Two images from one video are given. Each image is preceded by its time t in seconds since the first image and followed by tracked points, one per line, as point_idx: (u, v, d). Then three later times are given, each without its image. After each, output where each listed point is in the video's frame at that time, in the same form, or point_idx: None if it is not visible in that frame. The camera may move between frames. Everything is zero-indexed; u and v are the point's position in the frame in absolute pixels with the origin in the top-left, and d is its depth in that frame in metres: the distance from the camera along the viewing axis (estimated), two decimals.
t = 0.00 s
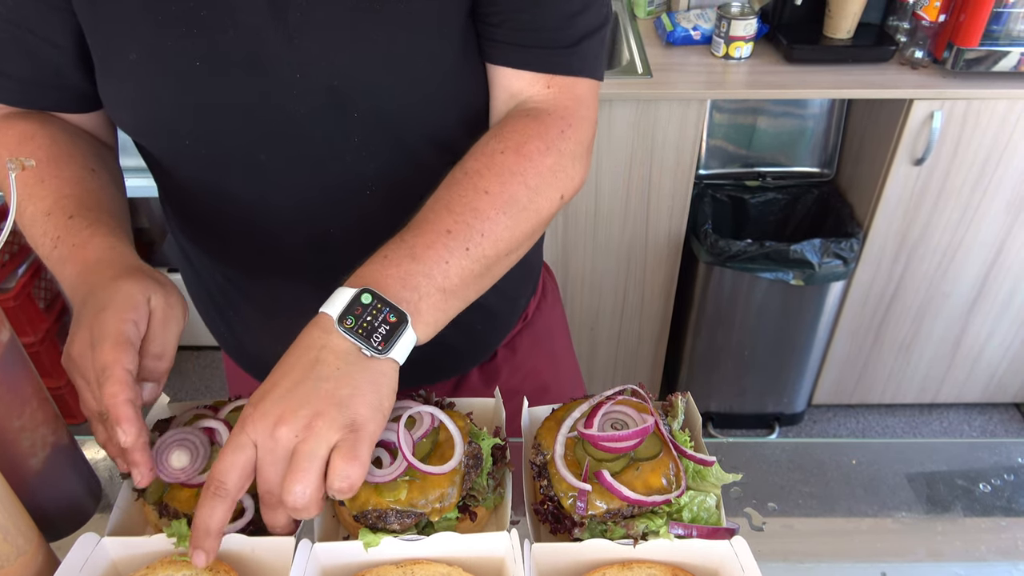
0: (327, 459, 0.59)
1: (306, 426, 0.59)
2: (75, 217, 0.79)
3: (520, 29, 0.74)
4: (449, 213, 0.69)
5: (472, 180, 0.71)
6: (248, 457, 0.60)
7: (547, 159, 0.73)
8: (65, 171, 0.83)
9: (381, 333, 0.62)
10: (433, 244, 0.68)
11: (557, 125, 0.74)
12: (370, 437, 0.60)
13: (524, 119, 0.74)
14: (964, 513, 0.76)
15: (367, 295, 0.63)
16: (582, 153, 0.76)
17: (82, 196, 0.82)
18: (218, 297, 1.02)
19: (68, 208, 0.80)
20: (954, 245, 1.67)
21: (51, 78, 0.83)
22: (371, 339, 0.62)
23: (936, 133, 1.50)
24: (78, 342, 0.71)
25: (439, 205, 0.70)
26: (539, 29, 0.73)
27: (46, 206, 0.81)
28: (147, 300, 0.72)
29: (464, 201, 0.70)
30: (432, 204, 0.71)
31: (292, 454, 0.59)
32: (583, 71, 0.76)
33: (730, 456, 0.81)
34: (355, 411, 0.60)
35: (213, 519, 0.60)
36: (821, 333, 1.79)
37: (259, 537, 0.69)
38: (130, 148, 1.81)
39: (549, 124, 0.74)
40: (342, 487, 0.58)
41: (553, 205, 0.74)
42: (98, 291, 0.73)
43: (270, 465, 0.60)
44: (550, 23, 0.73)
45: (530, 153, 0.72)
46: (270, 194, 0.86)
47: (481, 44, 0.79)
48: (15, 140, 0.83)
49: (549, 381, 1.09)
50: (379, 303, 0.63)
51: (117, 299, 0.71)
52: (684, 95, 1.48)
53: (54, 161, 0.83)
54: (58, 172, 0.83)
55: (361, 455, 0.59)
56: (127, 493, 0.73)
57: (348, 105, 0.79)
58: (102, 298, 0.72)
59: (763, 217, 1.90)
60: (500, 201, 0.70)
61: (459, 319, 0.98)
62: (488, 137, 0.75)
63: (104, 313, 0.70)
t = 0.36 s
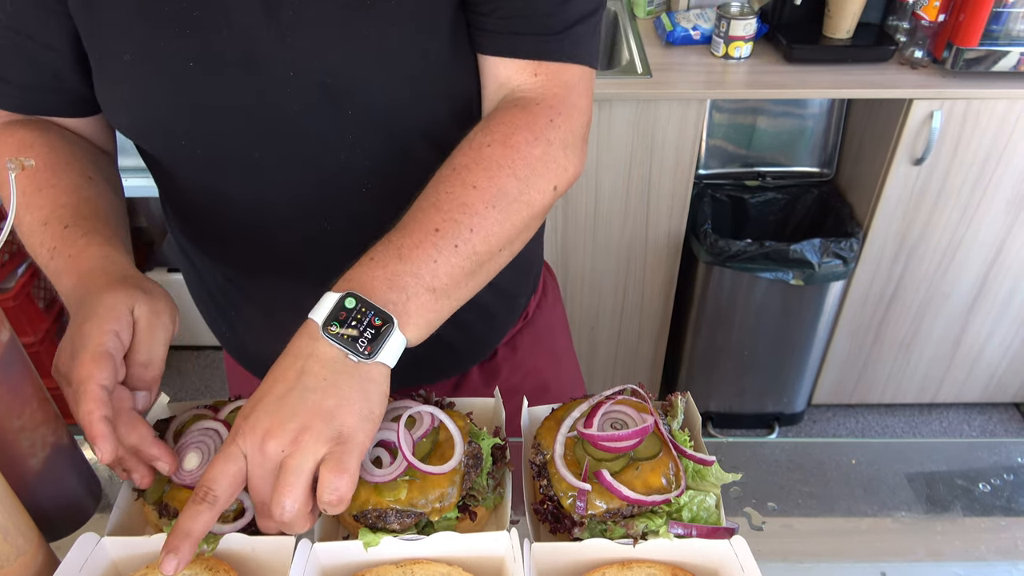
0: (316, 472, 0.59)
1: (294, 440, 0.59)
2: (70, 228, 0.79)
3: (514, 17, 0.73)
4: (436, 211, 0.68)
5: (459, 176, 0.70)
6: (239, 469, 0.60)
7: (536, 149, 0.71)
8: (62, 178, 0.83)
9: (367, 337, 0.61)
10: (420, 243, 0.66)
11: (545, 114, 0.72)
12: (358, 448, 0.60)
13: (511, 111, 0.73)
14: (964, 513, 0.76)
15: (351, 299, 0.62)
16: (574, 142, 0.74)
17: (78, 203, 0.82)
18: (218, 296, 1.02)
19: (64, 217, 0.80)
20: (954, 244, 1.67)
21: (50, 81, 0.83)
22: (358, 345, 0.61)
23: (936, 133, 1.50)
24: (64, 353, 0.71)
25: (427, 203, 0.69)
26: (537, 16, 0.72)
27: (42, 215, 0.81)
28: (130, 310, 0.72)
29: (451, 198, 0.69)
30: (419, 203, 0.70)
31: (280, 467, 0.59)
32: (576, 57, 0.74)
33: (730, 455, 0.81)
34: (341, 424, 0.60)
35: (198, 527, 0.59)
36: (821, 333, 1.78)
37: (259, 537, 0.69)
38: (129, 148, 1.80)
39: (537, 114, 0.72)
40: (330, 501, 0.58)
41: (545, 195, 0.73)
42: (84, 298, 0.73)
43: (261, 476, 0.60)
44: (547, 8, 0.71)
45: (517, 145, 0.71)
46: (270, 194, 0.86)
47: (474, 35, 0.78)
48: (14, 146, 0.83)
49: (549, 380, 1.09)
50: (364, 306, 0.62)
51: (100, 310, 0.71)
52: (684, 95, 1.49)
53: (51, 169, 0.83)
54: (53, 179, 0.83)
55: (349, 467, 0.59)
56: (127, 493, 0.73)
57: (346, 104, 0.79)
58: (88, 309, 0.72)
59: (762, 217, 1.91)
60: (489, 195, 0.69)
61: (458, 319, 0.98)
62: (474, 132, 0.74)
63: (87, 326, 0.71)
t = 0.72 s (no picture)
0: (297, 473, 0.60)
1: (279, 440, 0.60)
2: (68, 218, 0.80)
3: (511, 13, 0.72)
4: (426, 200, 0.67)
5: (450, 165, 0.68)
6: (229, 466, 0.63)
7: (530, 135, 0.69)
8: (56, 173, 0.84)
9: (346, 325, 0.60)
10: (409, 231, 0.65)
11: (539, 100, 0.70)
12: (338, 452, 0.60)
13: (504, 98, 0.71)
14: (963, 512, 0.76)
15: (331, 288, 0.62)
16: (574, 130, 0.71)
17: (77, 197, 0.83)
18: (217, 297, 1.01)
19: (62, 207, 0.81)
20: (953, 244, 1.67)
21: (47, 82, 0.83)
22: (336, 333, 0.61)
23: (935, 132, 1.50)
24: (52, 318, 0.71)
25: (418, 194, 0.69)
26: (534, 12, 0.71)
27: (38, 208, 0.81)
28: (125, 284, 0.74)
29: (440, 187, 0.68)
30: (412, 195, 0.70)
31: (264, 466, 0.60)
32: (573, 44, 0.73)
33: (729, 455, 0.81)
34: (324, 426, 0.60)
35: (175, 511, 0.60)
36: (820, 333, 1.79)
37: (258, 537, 0.69)
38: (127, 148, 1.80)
39: (530, 100, 0.70)
40: (308, 503, 0.59)
41: (541, 183, 0.69)
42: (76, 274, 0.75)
43: (248, 475, 0.62)
44: None
45: (508, 132, 0.69)
46: (269, 195, 0.85)
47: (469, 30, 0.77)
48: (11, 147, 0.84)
49: (548, 380, 1.09)
50: (343, 295, 0.62)
51: (96, 280, 0.73)
52: (684, 95, 1.49)
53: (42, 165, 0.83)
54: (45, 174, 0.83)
55: (326, 470, 0.59)
56: (126, 492, 0.74)
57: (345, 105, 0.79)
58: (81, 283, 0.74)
59: (761, 216, 1.91)
60: (478, 182, 0.67)
61: (457, 318, 0.98)
62: (469, 121, 0.72)
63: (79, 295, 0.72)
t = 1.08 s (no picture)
0: (305, 456, 0.59)
1: (291, 421, 0.60)
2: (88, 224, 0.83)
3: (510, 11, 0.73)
4: (449, 179, 0.68)
5: (474, 146, 0.69)
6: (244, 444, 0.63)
7: (553, 117, 0.69)
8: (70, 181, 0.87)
9: (366, 303, 0.60)
10: (433, 210, 0.66)
11: (561, 82, 0.70)
12: (346, 439, 0.59)
13: (525, 82, 0.72)
14: (963, 512, 0.76)
15: (353, 264, 0.63)
16: (595, 112, 0.71)
17: (92, 206, 0.86)
18: (215, 299, 1.01)
19: (81, 217, 0.84)
20: (953, 242, 1.67)
21: (45, 84, 0.82)
22: (356, 310, 0.61)
23: (935, 132, 1.50)
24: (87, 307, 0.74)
25: (441, 175, 0.69)
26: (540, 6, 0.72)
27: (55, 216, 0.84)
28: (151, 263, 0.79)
29: (464, 166, 0.68)
30: (434, 176, 0.70)
31: (274, 447, 0.60)
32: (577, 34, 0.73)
33: (728, 455, 0.81)
34: (335, 409, 0.60)
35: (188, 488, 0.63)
36: (820, 332, 1.79)
37: (258, 536, 0.69)
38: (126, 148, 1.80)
39: (551, 82, 0.70)
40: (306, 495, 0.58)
41: (565, 165, 0.69)
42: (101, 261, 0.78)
43: (259, 455, 0.62)
44: None
45: (530, 112, 0.69)
46: (269, 196, 0.85)
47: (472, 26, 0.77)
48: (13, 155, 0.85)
49: (548, 380, 1.09)
50: (365, 271, 0.62)
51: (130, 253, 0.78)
52: (683, 95, 1.49)
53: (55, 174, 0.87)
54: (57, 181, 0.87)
55: (330, 454, 0.57)
56: (126, 491, 0.74)
57: (346, 106, 0.79)
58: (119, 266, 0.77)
59: (761, 215, 1.91)
60: (502, 161, 0.67)
61: (456, 318, 0.98)
62: (492, 102, 0.73)
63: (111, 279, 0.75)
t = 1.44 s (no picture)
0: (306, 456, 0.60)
1: (297, 421, 0.60)
2: (71, 224, 0.83)
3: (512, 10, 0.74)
4: (458, 181, 0.68)
5: (482, 147, 0.69)
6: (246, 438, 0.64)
7: (561, 116, 0.69)
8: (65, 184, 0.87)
9: (375, 308, 0.60)
10: (443, 212, 0.66)
11: (569, 81, 0.70)
12: (349, 441, 0.59)
13: (533, 81, 0.72)
14: (963, 512, 0.76)
15: (363, 268, 0.62)
16: (603, 109, 0.72)
17: (76, 205, 0.86)
18: (213, 300, 1.01)
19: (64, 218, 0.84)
20: (953, 242, 1.67)
21: (43, 86, 0.82)
22: (365, 315, 0.61)
23: (935, 131, 1.50)
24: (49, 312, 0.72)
25: (449, 177, 0.69)
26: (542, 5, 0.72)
27: (40, 218, 0.83)
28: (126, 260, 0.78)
29: (472, 168, 0.68)
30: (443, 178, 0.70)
31: (278, 445, 0.60)
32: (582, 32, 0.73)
33: (729, 455, 0.81)
34: (339, 411, 0.60)
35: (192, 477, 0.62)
36: (820, 332, 1.79)
37: (258, 537, 0.69)
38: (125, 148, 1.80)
39: (558, 82, 0.70)
40: (303, 485, 0.57)
41: (574, 163, 0.69)
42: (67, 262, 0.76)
43: (261, 451, 0.62)
44: None
45: (538, 112, 0.69)
46: (267, 197, 0.85)
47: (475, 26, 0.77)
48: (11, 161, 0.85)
49: (547, 381, 1.09)
50: (375, 276, 0.62)
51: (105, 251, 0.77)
52: (683, 95, 1.48)
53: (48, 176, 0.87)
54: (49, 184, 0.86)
55: (332, 455, 0.58)
56: (126, 492, 0.74)
57: (344, 107, 0.78)
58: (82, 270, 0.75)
59: (761, 215, 1.90)
60: (511, 162, 0.68)
61: (455, 319, 0.98)
62: (499, 102, 0.73)
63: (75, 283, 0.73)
